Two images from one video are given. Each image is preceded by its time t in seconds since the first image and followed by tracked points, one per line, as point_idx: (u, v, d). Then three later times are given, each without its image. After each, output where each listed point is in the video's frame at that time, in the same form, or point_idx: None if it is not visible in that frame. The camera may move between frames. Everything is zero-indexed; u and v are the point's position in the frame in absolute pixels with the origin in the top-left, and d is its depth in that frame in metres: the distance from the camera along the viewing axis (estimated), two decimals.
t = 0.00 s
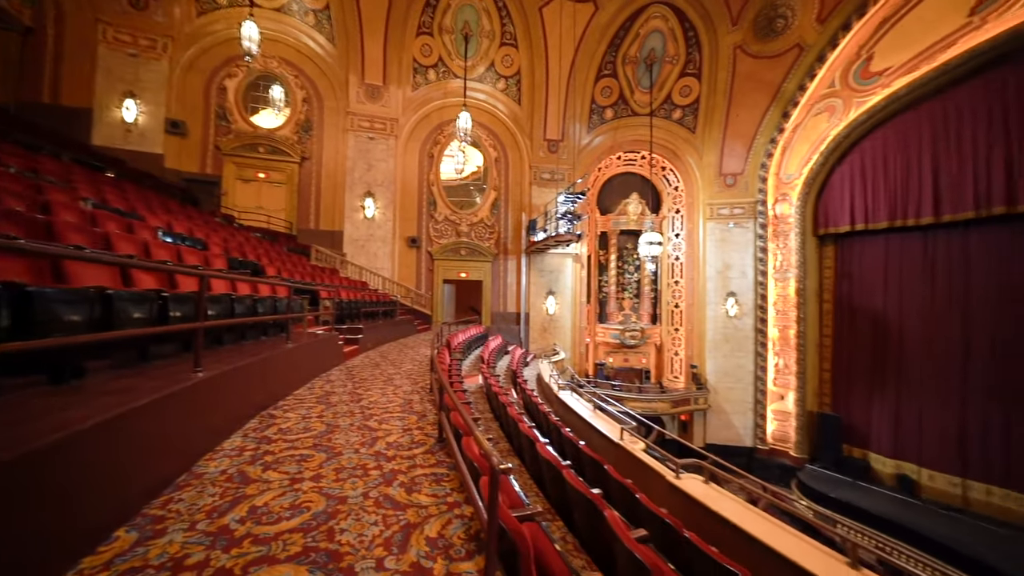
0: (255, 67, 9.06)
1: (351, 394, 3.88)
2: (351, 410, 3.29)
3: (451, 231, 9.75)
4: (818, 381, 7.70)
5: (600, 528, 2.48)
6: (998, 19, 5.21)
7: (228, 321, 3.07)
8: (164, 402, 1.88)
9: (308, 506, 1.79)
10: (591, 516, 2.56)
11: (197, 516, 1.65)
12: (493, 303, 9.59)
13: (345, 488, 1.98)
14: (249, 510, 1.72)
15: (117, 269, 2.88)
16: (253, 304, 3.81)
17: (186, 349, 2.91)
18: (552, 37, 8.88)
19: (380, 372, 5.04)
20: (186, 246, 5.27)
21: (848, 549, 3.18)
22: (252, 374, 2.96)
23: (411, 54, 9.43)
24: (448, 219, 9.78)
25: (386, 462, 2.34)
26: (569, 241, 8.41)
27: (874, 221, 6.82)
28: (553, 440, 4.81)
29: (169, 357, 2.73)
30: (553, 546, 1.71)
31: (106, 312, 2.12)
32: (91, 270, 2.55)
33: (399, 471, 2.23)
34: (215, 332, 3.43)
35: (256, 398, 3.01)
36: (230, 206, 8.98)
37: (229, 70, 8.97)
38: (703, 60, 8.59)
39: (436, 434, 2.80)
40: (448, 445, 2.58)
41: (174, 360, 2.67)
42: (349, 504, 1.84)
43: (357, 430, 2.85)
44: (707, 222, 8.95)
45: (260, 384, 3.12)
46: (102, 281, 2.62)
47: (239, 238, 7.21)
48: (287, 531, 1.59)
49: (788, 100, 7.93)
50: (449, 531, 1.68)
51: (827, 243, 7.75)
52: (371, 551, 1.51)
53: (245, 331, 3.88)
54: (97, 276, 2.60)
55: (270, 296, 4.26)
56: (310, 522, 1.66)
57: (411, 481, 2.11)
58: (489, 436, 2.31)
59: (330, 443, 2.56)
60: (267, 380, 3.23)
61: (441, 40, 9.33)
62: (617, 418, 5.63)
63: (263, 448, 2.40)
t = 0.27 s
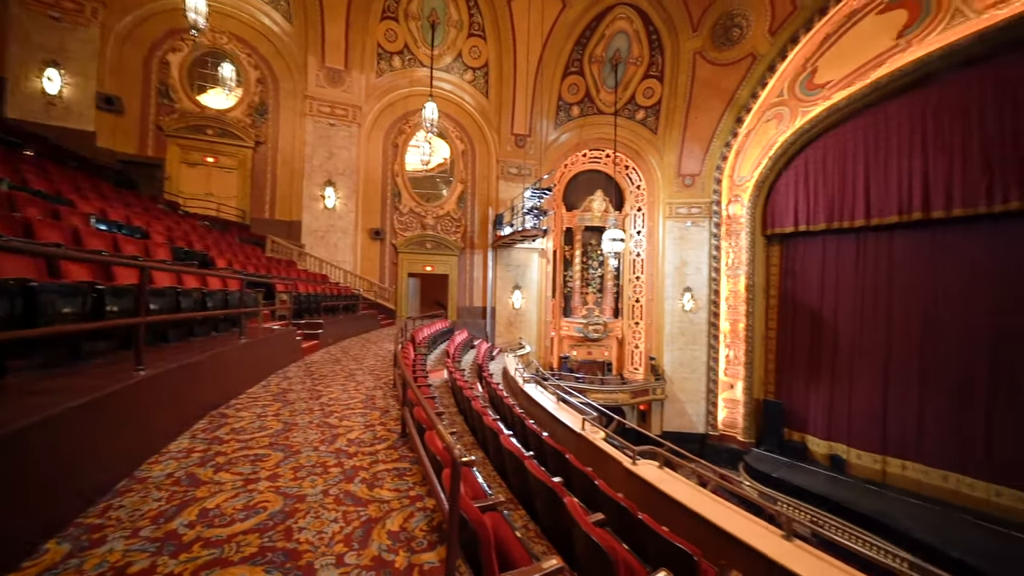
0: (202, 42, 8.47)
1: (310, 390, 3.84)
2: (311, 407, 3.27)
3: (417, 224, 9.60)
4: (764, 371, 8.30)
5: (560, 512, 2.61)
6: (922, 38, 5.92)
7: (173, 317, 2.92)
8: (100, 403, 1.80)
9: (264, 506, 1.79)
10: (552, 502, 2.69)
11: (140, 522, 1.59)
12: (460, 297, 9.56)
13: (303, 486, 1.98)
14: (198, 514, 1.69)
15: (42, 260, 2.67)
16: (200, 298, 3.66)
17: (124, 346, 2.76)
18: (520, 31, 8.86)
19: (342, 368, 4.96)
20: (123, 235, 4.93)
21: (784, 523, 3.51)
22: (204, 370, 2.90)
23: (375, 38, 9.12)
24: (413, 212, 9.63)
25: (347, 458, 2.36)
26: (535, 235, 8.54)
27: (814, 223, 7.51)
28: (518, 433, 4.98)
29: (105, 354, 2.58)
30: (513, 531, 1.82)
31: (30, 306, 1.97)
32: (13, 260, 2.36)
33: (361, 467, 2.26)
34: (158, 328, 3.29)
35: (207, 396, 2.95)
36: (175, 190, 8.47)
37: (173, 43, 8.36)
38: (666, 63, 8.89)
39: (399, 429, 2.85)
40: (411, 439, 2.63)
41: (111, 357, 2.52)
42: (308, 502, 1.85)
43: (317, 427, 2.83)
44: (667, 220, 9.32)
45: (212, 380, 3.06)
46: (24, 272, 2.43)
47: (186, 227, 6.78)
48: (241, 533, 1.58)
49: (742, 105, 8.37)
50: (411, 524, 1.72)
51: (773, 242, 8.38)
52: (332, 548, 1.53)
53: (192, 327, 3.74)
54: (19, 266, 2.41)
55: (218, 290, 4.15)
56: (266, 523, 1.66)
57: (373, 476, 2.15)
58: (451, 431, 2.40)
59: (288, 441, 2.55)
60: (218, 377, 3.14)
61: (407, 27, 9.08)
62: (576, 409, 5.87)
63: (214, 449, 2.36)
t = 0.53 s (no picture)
0: (139, 12, 7.79)
1: (263, 390, 3.73)
2: (267, 408, 3.20)
3: (380, 217, 9.35)
4: (715, 364, 8.90)
5: (523, 504, 2.80)
6: (857, 57, 6.48)
7: (106, 313, 2.75)
8: (24, 410, 1.70)
9: (213, 513, 1.75)
10: (515, 494, 2.87)
11: (71, 537, 1.52)
12: (424, 295, 9.47)
13: (256, 490, 1.96)
14: (137, 524, 1.63)
15: None
16: (134, 296, 3.45)
17: (50, 346, 2.58)
18: (487, 24, 8.78)
19: (299, 368, 4.82)
20: (43, 223, 4.54)
21: (729, 503, 3.81)
22: (143, 371, 2.77)
23: (336, 22, 8.74)
24: (375, 204, 9.37)
25: (304, 459, 2.35)
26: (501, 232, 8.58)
27: (760, 225, 8.18)
28: (484, 429, 5.12)
29: (28, 355, 2.40)
30: (475, 526, 1.92)
31: None
32: None
33: (318, 468, 2.25)
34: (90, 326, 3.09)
35: (147, 398, 2.83)
36: (108, 174, 7.84)
37: (104, 12, 7.64)
38: (629, 66, 9.14)
39: (359, 428, 2.84)
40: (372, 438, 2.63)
41: (37, 358, 2.36)
42: (261, 506, 1.83)
43: (271, 428, 2.78)
44: (628, 219, 9.66)
45: (154, 381, 2.94)
46: None
47: (123, 216, 6.28)
48: (187, 541, 1.55)
49: (698, 111, 8.78)
50: (371, 523, 1.75)
51: (725, 243, 9.03)
52: (287, 552, 1.53)
53: (129, 325, 3.54)
54: None
55: (160, 284, 3.92)
56: (214, 530, 1.63)
57: (332, 477, 2.15)
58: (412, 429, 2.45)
59: (240, 444, 2.49)
60: (159, 380, 2.99)
61: (370, 11, 8.75)
62: (540, 402, 6.06)
63: (155, 455, 2.28)
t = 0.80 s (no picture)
0: None
1: (211, 393, 3.58)
2: (216, 413, 3.07)
3: (340, 210, 9.01)
4: (673, 357, 9.51)
5: (485, 500, 2.91)
6: (800, 72, 7.32)
7: (29, 311, 2.51)
8: None
9: (153, 525, 1.68)
10: (478, 491, 2.98)
11: None
12: (387, 291, 9.27)
13: (203, 499, 1.90)
14: (65, 542, 1.52)
15: None
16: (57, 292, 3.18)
17: None
18: (455, 16, 8.62)
19: (252, 369, 4.62)
20: None
21: (681, 489, 4.05)
22: (71, 374, 2.58)
23: (293, 3, 8.28)
24: (335, 197, 9.02)
25: (257, 464, 2.31)
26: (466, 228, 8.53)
27: (713, 226, 8.92)
28: (449, 426, 5.18)
29: None
30: (438, 523, 2.03)
31: None
32: None
33: (272, 472, 2.22)
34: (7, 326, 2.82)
35: (75, 404, 2.63)
36: (25, 155, 7.06)
37: None
38: (593, 68, 9.35)
39: (316, 430, 2.83)
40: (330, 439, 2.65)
41: None
42: (209, 514, 1.78)
43: (220, 433, 2.69)
44: (591, 218, 9.94)
45: (82, 386, 2.73)
46: None
47: (45, 203, 5.68)
48: (125, 556, 1.47)
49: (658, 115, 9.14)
50: (329, 526, 1.77)
51: (680, 243, 9.71)
52: (239, 560, 1.51)
53: (55, 323, 3.25)
54: None
55: (91, 279, 3.62)
56: (156, 543, 1.56)
57: (287, 482, 2.14)
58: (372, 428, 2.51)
59: (184, 451, 2.39)
60: (89, 385, 2.79)
61: None
62: (504, 397, 6.19)
63: (85, 465, 2.13)
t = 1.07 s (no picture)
0: None
1: (155, 398, 3.39)
2: (162, 419, 2.91)
3: (300, 203, 8.63)
4: (635, 353, 9.92)
5: (452, 498, 2.94)
6: (754, 82, 7.86)
7: None
8: None
9: (89, 541, 1.57)
10: (444, 489, 3.00)
11: None
12: (351, 288, 8.99)
13: (146, 511, 1.81)
14: None
15: None
16: None
17: None
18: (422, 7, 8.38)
19: (205, 372, 4.36)
20: None
21: (642, 479, 4.22)
22: None
23: None
24: (295, 189, 8.62)
25: (208, 471, 2.24)
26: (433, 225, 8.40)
27: (674, 227, 9.36)
28: (415, 425, 5.16)
29: None
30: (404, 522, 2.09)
31: None
32: None
33: (225, 479, 2.16)
34: None
35: None
36: None
37: None
38: (561, 69, 9.43)
39: (273, 434, 2.78)
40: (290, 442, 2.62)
41: None
42: (153, 527, 1.70)
43: (167, 439, 2.58)
44: (558, 217, 10.07)
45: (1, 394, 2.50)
46: None
47: None
48: None
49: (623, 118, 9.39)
50: (288, 532, 1.74)
51: (643, 243, 10.11)
52: (189, 572, 1.46)
53: None
54: None
55: (14, 274, 3.31)
56: (91, 561, 1.47)
57: (243, 488, 2.09)
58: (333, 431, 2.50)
59: (125, 460, 2.26)
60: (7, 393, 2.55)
61: None
62: (471, 395, 6.22)
63: (7, 480, 1.95)
